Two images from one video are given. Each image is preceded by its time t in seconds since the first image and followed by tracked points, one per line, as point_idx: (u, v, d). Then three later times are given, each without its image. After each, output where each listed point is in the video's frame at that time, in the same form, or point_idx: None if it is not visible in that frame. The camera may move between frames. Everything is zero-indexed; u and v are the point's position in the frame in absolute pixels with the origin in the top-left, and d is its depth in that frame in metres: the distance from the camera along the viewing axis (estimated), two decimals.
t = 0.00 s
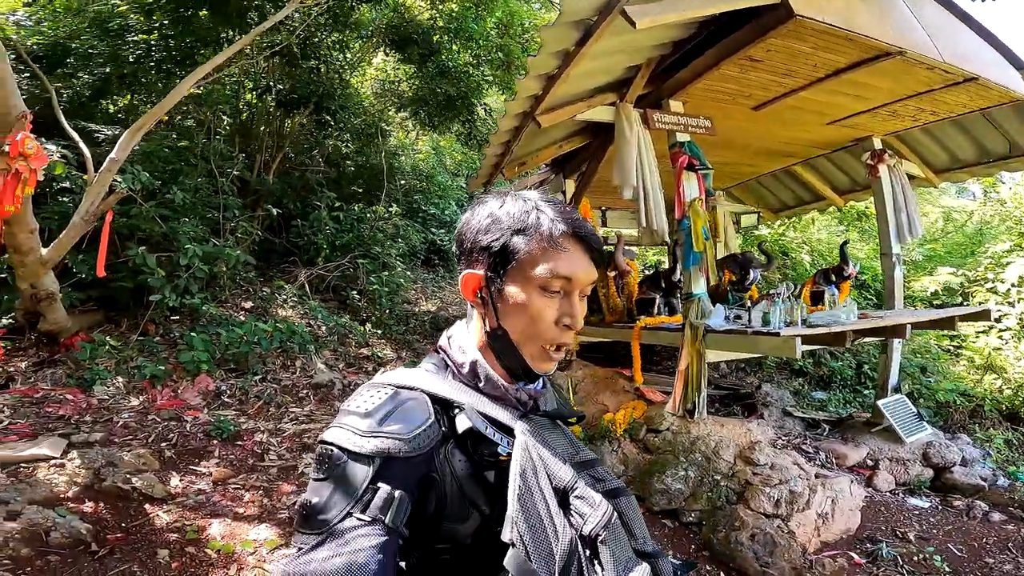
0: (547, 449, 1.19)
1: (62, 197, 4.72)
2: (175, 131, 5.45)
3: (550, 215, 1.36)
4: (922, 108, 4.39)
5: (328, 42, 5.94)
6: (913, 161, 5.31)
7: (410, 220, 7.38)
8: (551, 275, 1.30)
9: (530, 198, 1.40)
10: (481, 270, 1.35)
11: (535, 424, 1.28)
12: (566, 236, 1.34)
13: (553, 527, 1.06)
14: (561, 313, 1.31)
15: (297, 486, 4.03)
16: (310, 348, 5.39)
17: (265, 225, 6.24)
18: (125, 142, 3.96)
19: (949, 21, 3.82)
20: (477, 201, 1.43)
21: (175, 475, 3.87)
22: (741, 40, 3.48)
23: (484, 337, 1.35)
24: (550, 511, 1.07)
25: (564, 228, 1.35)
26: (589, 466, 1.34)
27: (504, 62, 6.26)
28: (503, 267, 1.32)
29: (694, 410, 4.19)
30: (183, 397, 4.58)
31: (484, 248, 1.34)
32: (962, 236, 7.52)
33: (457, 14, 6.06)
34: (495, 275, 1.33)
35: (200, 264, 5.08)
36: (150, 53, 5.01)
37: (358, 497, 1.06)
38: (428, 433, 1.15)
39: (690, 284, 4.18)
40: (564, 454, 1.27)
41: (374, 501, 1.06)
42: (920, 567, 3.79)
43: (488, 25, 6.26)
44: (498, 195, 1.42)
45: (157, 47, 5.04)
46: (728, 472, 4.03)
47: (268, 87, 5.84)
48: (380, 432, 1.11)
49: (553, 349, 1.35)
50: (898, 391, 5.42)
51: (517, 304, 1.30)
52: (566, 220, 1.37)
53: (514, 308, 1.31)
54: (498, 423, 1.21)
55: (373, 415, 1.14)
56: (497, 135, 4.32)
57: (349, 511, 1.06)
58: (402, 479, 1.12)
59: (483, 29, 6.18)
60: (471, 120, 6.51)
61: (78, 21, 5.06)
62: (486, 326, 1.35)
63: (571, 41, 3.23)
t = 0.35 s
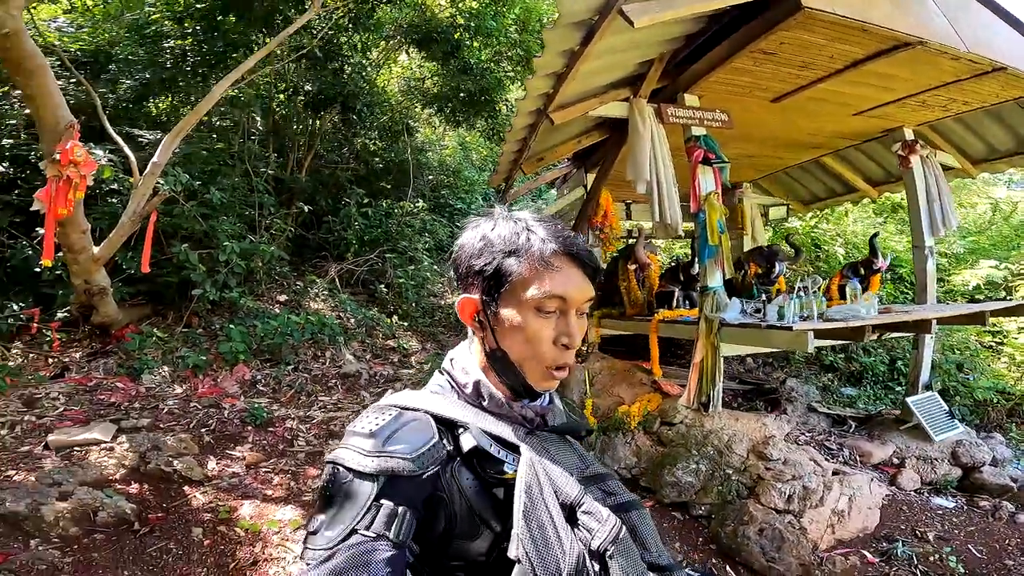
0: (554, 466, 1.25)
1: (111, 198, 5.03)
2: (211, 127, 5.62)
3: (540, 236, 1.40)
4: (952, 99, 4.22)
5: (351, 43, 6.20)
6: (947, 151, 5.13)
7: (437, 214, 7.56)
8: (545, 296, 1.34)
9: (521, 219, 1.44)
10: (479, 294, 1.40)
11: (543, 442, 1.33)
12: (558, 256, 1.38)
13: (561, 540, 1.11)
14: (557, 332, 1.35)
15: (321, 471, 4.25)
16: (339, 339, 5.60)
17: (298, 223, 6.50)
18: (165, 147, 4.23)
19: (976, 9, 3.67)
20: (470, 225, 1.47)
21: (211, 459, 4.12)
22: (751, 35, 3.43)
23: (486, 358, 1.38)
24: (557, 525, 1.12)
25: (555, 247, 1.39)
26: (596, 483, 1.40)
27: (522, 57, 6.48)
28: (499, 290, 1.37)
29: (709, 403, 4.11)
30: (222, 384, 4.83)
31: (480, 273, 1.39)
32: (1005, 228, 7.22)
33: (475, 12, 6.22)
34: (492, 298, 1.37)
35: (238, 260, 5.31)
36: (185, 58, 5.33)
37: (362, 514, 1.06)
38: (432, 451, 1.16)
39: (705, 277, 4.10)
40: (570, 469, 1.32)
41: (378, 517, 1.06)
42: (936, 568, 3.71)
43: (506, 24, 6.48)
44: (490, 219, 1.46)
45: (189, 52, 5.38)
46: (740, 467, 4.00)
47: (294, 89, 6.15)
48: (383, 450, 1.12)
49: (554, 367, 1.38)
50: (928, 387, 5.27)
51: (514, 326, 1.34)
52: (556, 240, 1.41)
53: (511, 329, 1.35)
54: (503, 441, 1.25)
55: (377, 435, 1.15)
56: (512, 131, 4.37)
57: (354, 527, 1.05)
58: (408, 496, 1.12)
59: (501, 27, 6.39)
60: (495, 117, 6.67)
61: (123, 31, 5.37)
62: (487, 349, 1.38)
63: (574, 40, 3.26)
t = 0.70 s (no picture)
0: (566, 465, 1.13)
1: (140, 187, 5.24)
2: (232, 123, 5.94)
3: (516, 218, 1.29)
4: (935, 81, 4.40)
5: (358, 39, 6.38)
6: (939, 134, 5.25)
7: (445, 202, 7.84)
8: (513, 285, 1.22)
9: (498, 204, 1.32)
10: (464, 287, 1.33)
11: (556, 436, 1.20)
12: (525, 242, 1.24)
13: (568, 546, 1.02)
14: (532, 323, 1.21)
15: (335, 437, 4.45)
16: (353, 319, 5.86)
17: (313, 212, 6.74)
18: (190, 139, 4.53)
19: None
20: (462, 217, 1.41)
21: (235, 428, 4.32)
22: (731, 21, 3.66)
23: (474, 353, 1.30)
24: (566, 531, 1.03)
25: (529, 230, 1.26)
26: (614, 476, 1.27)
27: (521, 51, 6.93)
28: (474, 284, 1.28)
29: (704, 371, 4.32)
30: (244, 361, 5.04)
31: (462, 265, 1.32)
32: (1005, 211, 7.26)
33: (478, 8, 6.52)
34: (470, 292, 1.30)
35: (258, 244, 5.52)
36: (201, 58, 5.47)
37: (369, 513, 0.99)
38: (438, 449, 1.07)
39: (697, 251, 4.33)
40: (583, 465, 1.17)
41: (385, 516, 1.00)
42: (928, 539, 3.74)
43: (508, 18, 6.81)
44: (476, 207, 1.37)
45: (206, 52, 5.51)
46: (733, 433, 4.02)
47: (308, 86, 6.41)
48: (388, 447, 1.04)
49: (540, 361, 1.23)
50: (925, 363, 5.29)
51: (487, 319, 1.24)
52: (533, 221, 1.27)
53: (486, 322, 1.25)
54: (511, 438, 1.12)
55: (381, 432, 1.07)
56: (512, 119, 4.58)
57: (361, 527, 0.99)
58: (415, 494, 1.06)
59: (503, 20, 6.70)
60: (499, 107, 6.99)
61: (144, 30, 5.63)
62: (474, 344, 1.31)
63: (562, 30, 3.47)
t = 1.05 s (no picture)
0: (527, 451, 1.10)
1: (150, 188, 5.46)
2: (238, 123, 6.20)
3: (474, 200, 1.29)
4: (913, 76, 4.50)
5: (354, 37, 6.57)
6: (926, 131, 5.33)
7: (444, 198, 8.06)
8: (477, 259, 1.21)
9: (455, 188, 1.33)
10: (423, 272, 1.31)
11: (518, 424, 1.16)
12: (488, 217, 1.25)
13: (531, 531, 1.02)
14: (500, 296, 1.20)
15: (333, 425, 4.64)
16: (354, 313, 6.06)
17: (317, 210, 6.97)
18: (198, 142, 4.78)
19: None
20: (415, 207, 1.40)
21: (241, 414, 4.49)
22: (705, 22, 3.80)
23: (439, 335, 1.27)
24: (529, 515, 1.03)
25: (488, 208, 1.27)
26: (575, 462, 1.23)
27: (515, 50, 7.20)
28: (436, 264, 1.26)
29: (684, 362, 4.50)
30: (250, 352, 5.24)
31: (420, 249, 1.30)
32: (1001, 204, 7.26)
33: (474, 8, 6.74)
34: (432, 273, 1.27)
35: (262, 241, 5.74)
36: (206, 61, 5.79)
37: (324, 507, 0.96)
38: (396, 439, 1.04)
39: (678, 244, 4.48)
40: (545, 451, 1.17)
41: (342, 509, 0.97)
42: (896, 529, 3.79)
43: (504, 19, 7.06)
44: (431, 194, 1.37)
45: (209, 54, 5.83)
46: (710, 422, 4.16)
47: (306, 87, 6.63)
48: (345, 439, 1.00)
49: (508, 336, 1.22)
50: (908, 355, 5.43)
51: (452, 296, 1.22)
52: (490, 200, 1.28)
53: (452, 302, 1.23)
54: (471, 426, 1.11)
55: (337, 424, 1.03)
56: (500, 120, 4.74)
57: (315, 520, 0.95)
58: (375, 486, 1.02)
59: (499, 21, 6.94)
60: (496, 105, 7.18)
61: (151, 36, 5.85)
62: (438, 324, 1.28)
63: (541, 38, 3.61)
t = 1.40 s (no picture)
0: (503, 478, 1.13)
1: (164, 186, 5.70)
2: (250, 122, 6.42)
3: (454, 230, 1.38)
4: (908, 75, 4.40)
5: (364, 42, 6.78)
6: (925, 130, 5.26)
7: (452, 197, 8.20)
8: (461, 284, 1.28)
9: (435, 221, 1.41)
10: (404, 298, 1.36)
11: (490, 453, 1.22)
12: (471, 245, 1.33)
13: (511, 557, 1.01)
14: (483, 316, 1.27)
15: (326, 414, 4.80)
16: (355, 307, 6.25)
17: (326, 207, 7.17)
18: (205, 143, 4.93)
19: None
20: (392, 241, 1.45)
21: (238, 400, 4.69)
22: (686, 22, 3.77)
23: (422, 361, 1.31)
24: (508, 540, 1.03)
25: (468, 238, 1.36)
26: (546, 492, 1.31)
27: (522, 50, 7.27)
28: (421, 292, 1.32)
29: (669, 359, 4.56)
30: (252, 342, 5.45)
31: (401, 276, 1.36)
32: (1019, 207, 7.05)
33: (481, 10, 6.83)
34: (416, 302, 1.32)
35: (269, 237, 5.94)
36: (219, 62, 6.04)
37: (298, 537, 0.95)
38: (374, 467, 1.04)
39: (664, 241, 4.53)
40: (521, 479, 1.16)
41: (316, 539, 0.96)
42: (873, 533, 3.75)
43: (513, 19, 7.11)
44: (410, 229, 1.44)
45: (221, 55, 6.08)
46: (691, 419, 4.19)
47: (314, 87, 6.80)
48: (322, 467, 1.01)
49: (491, 356, 1.28)
50: (906, 358, 5.34)
51: (438, 320, 1.27)
52: (470, 231, 1.38)
53: (436, 323, 1.28)
54: (450, 454, 1.10)
55: (313, 452, 1.03)
56: (494, 121, 4.79)
57: (288, 551, 0.94)
58: (353, 516, 1.02)
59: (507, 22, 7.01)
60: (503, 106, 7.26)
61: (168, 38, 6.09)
62: (421, 352, 1.32)
63: (521, 44, 3.65)
